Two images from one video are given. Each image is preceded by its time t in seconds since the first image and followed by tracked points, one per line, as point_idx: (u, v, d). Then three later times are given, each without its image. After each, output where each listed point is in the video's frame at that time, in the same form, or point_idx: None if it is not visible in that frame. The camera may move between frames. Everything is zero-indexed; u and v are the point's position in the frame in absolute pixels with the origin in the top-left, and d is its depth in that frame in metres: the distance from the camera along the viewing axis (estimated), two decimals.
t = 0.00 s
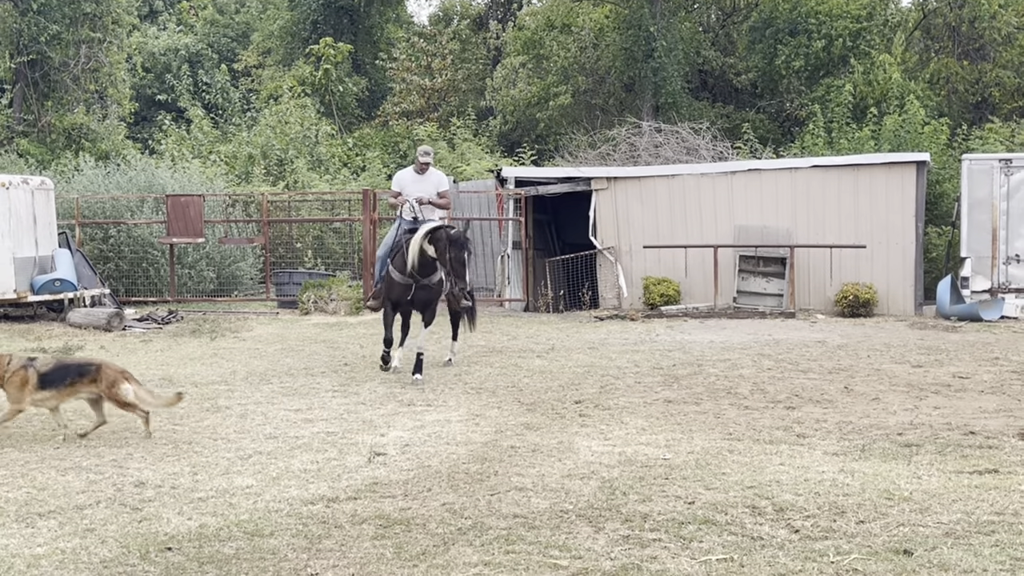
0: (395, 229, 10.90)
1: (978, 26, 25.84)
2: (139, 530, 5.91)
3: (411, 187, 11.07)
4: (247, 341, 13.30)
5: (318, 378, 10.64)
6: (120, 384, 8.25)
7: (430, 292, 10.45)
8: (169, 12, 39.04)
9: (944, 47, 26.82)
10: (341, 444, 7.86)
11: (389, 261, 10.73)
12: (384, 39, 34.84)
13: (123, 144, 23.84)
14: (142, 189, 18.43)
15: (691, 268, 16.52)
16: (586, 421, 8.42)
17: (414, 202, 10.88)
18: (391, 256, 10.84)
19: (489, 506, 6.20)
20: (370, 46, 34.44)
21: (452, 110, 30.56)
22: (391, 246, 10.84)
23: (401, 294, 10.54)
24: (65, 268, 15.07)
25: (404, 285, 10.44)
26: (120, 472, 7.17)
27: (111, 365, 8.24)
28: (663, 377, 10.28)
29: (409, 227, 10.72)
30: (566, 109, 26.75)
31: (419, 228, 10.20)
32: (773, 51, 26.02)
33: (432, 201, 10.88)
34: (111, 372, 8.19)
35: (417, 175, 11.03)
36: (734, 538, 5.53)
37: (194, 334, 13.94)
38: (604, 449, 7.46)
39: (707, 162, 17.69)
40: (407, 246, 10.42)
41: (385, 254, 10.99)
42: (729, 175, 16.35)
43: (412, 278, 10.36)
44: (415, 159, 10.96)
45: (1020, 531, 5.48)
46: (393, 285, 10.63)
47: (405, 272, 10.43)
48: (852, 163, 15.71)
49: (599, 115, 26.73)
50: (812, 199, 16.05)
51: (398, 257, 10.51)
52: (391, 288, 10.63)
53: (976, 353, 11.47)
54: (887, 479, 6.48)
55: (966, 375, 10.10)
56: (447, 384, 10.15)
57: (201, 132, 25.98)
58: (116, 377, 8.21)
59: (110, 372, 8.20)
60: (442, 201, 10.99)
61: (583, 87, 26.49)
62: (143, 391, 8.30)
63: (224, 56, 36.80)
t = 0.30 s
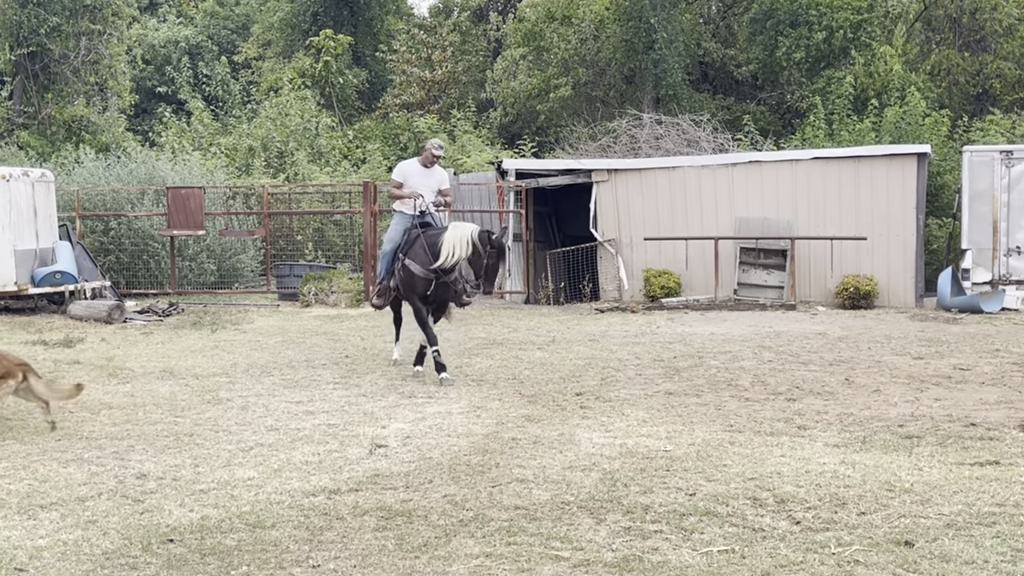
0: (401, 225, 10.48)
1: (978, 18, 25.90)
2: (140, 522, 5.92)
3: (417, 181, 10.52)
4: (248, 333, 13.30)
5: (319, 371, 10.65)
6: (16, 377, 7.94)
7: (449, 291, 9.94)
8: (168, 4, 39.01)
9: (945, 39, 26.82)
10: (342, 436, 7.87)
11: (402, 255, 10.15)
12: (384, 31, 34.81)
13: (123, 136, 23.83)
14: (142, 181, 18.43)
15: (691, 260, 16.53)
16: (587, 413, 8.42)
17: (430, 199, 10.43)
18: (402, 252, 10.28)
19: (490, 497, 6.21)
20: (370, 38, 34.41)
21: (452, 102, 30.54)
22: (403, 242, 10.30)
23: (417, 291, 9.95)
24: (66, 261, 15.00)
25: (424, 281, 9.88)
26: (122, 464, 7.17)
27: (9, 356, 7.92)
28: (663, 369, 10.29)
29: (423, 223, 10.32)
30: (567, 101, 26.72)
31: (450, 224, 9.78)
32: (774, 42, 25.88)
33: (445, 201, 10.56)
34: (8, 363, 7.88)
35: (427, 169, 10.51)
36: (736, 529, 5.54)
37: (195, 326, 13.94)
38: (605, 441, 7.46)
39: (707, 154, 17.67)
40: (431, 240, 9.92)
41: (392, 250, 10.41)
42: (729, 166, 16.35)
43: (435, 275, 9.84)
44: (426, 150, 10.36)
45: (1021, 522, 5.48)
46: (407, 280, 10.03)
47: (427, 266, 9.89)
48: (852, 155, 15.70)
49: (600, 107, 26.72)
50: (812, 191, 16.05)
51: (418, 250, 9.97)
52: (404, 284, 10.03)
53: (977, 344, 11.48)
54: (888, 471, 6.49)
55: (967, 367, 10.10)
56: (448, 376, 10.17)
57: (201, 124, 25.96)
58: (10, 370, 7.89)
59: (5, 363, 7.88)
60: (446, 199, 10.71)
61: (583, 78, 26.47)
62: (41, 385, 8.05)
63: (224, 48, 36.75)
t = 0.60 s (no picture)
0: (418, 206, 10.18)
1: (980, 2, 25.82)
2: (141, 506, 5.93)
3: (431, 163, 10.18)
4: (248, 317, 13.31)
5: (319, 355, 10.65)
6: None
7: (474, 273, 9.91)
8: None
9: (946, 22, 26.74)
10: (342, 420, 7.88)
11: (423, 237, 9.97)
12: (384, 14, 34.70)
13: (122, 120, 23.79)
14: (141, 165, 18.39)
15: (691, 245, 16.51)
16: (587, 397, 8.43)
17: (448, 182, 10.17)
18: (419, 232, 10.06)
19: (490, 481, 6.22)
20: (370, 22, 34.44)
21: (451, 86, 30.44)
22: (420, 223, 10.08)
23: (443, 274, 9.83)
24: (65, 245, 15.01)
25: (452, 264, 9.78)
26: (121, 448, 7.18)
27: None
28: (663, 353, 10.30)
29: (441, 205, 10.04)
30: (567, 85, 26.64)
31: (478, 205, 9.69)
32: (774, 26, 25.68)
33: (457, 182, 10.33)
34: None
35: (440, 150, 10.18)
36: (734, 513, 5.55)
37: (195, 310, 13.94)
38: (604, 425, 7.47)
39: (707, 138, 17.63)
40: (457, 222, 9.81)
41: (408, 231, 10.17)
42: (729, 150, 16.31)
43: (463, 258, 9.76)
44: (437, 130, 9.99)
45: (1020, 505, 5.50)
46: (431, 262, 9.88)
47: (456, 249, 9.78)
48: (852, 139, 15.67)
49: (600, 91, 26.68)
50: (812, 175, 16.01)
51: (444, 232, 9.83)
52: (427, 266, 9.88)
53: (976, 329, 11.48)
54: (887, 455, 6.50)
55: (966, 351, 10.10)
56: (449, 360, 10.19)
57: (200, 108, 25.92)
58: None
59: None
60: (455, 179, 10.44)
61: (583, 62, 26.39)
62: None
63: (223, 31, 36.64)
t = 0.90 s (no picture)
0: (441, 193, 9.93)
1: None
2: (141, 489, 5.94)
3: (452, 150, 9.85)
4: (247, 301, 13.29)
5: (319, 339, 10.65)
6: None
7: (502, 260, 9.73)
8: None
9: (946, 5, 26.68)
10: (342, 403, 7.88)
11: (451, 224, 9.72)
12: None
13: (120, 104, 23.72)
14: (140, 149, 18.34)
15: (690, 228, 16.52)
16: (586, 381, 8.45)
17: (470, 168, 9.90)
18: (445, 220, 9.81)
19: (490, 464, 6.23)
20: (368, 5, 34.34)
21: (450, 70, 30.28)
22: (446, 210, 9.82)
23: (474, 261, 9.63)
24: (64, 229, 15.04)
25: (483, 251, 9.58)
26: (121, 432, 7.19)
27: None
28: (662, 336, 10.31)
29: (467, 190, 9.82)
30: (566, 68, 26.55)
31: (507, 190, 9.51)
32: (774, 9, 25.59)
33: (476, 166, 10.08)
34: None
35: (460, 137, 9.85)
36: (734, 495, 5.56)
37: (194, 294, 13.93)
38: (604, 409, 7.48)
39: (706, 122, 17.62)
40: (486, 207, 9.62)
41: (434, 218, 9.85)
42: (729, 134, 16.30)
43: (494, 244, 9.57)
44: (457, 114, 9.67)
45: (1019, 487, 5.52)
46: (461, 250, 9.64)
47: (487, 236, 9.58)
48: (852, 122, 15.63)
49: (599, 74, 26.65)
50: (811, 158, 15.99)
51: (474, 219, 9.63)
52: (456, 254, 9.66)
53: (975, 311, 11.50)
54: (886, 437, 6.51)
55: (965, 334, 10.11)
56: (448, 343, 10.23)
57: (198, 92, 25.86)
58: None
59: None
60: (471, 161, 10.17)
61: (582, 45, 26.41)
62: None
63: (221, 15, 36.51)
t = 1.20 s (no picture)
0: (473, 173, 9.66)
1: None
2: (139, 473, 5.95)
3: (476, 128, 9.60)
4: (245, 285, 13.28)
5: (317, 322, 10.64)
6: None
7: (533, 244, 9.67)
8: None
9: None
10: (340, 386, 7.89)
11: (487, 206, 9.53)
12: None
13: (116, 87, 23.63)
14: (136, 132, 18.28)
15: (688, 210, 16.53)
16: (585, 363, 8.46)
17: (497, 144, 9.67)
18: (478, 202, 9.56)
19: (488, 447, 6.24)
20: None
21: (446, 52, 30.06)
22: (480, 191, 9.57)
23: (510, 246, 9.49)
24: (61, 214, 14.92)
25: (522, 236, 9.46)
26: (120, 415, 7.19)
27: None
28: (660, 319, 10.31)
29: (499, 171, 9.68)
30: (563, 50, 26.39)
31: (543, 173, 9.49)
32: None
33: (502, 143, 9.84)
34: None
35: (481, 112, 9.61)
36: (732, 477, 5.58)
37: (191, 278, 13.91)
38: (602, 391, 7.50)
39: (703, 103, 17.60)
40: (522, 190, 9.49)
41: (468, 200, 9.54)
42: (726, 115, 16.27)
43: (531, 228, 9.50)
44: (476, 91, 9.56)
45: (1016, 468, 5.54)
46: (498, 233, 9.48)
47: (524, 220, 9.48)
48: (849, 103, 15.58)
49: (597, 56, 26.30)
50: (809, 139, 15.96)
51: (510, 202, 9.50)
52: (492, 238, 9.49)
53: (973, 292, 11.51)
54: (884, 419, 6.53)
55: (963, 315, 10.12)
56: (447, 326, 10.26)
57: (194, 74, 25.77)
58: None
59: None
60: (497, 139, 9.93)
61: (579, 27, 25.91)
62: None
63: None
